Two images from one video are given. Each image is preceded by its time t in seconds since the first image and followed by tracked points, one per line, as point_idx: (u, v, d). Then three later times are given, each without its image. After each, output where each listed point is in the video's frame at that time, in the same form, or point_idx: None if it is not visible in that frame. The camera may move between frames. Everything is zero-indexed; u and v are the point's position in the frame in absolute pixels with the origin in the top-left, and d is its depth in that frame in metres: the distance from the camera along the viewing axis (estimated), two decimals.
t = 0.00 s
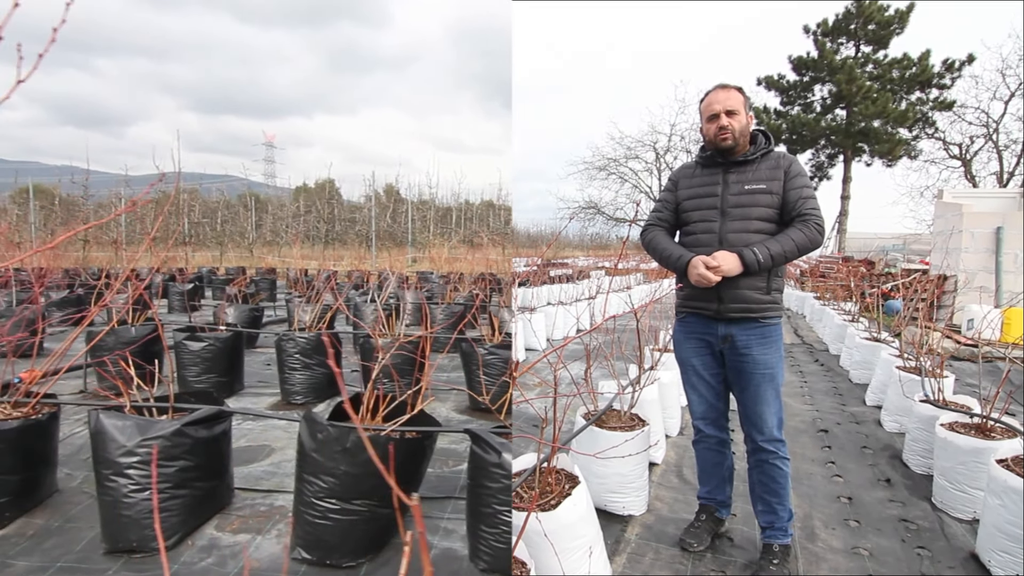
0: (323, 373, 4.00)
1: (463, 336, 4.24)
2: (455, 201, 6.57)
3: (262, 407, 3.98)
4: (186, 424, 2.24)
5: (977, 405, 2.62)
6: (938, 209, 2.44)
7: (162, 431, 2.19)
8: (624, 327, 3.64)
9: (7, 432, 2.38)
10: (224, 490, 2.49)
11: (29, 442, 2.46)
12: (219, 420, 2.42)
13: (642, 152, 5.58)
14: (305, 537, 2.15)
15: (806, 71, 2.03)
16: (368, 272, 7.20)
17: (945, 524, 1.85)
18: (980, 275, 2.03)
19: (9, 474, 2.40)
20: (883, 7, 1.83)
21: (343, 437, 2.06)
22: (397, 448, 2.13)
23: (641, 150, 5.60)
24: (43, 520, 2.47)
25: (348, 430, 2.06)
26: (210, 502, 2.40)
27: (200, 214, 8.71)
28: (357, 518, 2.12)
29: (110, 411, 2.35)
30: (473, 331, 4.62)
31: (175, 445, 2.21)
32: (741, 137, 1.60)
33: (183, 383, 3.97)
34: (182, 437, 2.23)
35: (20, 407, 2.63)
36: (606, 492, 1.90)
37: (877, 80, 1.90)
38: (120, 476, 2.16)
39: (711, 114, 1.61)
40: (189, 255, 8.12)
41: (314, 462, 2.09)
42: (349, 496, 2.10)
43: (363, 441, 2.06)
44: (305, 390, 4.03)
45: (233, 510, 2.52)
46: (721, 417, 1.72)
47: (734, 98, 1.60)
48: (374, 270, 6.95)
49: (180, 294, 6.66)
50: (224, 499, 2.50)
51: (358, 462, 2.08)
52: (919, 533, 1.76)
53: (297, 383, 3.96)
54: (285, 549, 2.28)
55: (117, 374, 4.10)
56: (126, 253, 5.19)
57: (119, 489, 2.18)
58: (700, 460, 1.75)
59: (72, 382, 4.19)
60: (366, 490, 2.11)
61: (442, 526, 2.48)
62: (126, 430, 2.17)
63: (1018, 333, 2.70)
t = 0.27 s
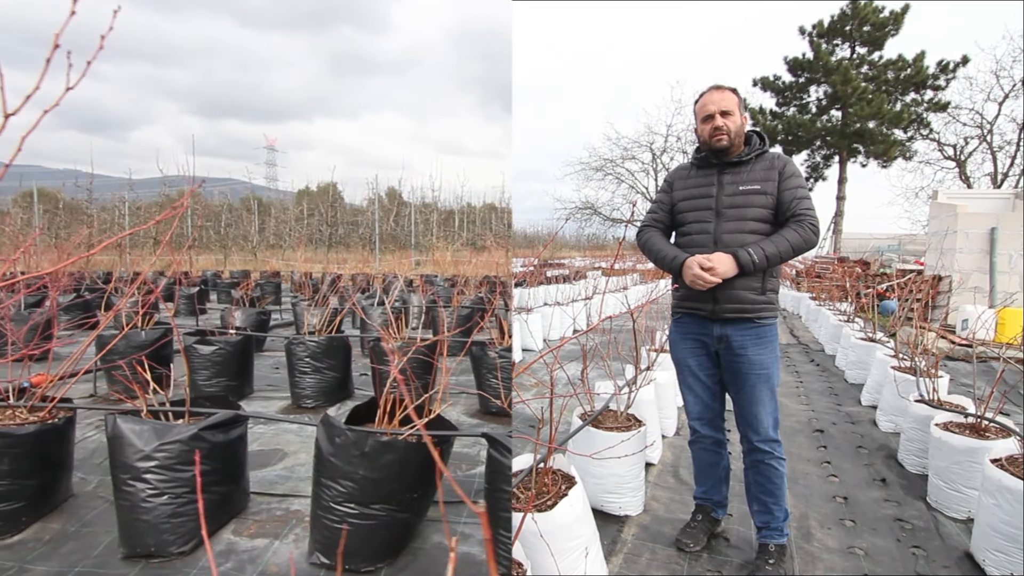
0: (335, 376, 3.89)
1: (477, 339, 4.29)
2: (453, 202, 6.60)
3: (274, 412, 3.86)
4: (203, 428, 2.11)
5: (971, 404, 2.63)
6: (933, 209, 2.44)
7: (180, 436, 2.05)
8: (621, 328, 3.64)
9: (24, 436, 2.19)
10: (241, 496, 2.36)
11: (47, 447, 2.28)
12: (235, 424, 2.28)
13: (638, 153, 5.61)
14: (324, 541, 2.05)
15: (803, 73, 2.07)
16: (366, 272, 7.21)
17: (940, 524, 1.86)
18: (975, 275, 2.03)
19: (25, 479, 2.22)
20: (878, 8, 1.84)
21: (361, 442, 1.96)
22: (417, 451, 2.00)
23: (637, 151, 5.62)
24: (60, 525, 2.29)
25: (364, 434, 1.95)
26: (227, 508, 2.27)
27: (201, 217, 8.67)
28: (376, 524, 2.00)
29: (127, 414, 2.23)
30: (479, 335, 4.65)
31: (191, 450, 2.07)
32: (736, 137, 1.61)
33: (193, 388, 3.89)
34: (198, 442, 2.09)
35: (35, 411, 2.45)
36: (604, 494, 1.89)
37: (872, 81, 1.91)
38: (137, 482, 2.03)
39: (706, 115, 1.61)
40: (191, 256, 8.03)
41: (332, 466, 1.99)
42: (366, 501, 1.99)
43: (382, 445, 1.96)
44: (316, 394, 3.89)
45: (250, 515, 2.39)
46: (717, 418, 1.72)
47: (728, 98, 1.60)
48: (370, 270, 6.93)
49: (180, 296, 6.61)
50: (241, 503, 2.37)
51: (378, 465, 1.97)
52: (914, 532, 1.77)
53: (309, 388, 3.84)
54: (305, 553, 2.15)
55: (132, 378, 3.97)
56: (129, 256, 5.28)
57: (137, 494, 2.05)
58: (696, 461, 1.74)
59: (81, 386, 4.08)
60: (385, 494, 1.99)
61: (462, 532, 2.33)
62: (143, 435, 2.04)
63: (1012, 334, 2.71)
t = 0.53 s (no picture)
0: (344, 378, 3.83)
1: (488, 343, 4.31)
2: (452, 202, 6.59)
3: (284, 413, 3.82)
4: (220, 430, 2.03)
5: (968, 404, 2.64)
6: (930, 209, 2.45)
7: (196, 438, 1.99)
8: (619, 328, 3.64)
9: (40, 439, 2.12)
10: (258, 498, 2.27)
11: (63, 450, 2.21)
12: (252, 426, 2.20)
13: (636, 153, 5.64)
14: (343, 544, 1.95)
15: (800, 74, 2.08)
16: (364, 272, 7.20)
17: (936, 523, 1.87)
18: (971, 275, 2.04)
19: (41, 482, 2.14)
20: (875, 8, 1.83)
21: (379, 444, 1.87)
22: (435, 454, 1.90)
23: (635, 151, 5.63)
24: (74, 527, 2.22)
25: (382, 437, 1.86)
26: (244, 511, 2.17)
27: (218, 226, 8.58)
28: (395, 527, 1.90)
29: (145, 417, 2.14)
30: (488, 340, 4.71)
31: (208, 452, 2.00)
32: (734, 137, 1.61)
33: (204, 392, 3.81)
34: (215, 444, 2.01)
35: (51, 413, 2.37)
36: (601, 493, 1.89)
37: (870, 81, 1.91)
38: (154, 484, 1.96)
39: (704, 115, 1.61)
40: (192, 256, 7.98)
41: (349, 468, 1.89)
42: (385, 504, 1.89)
43: (400, 447, 1.86)
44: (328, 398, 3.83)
45: (266, 518, 2.31)
46: (715, 417, 1.72)
47: (726, 98, 1.59)
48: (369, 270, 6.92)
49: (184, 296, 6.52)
50: (257, 507, 2.27)
51: (396, 468, 1.86)
52: (911, 532, 1.78)
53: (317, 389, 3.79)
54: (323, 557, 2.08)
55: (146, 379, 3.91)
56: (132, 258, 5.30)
57: (154, 496, 1.98)
58: (693, 460, 1.74)
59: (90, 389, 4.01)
60: (404, 497, 1.89)
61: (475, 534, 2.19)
62: (160, 438, 1.98)
63: (1007, 334, 2.72)
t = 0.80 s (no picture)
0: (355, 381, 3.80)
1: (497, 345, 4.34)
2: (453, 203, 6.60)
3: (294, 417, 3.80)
4: (241, 434, 1.92)
5: (967, 406, 2.64)
6: (930, 212, 2.45)
7: (219, 441, 1.88)
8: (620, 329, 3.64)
9: (60, 443, 1.98)
10: (276, 504, 2.16)
11: (84, 455, 2.07)
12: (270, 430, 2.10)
13: (636, 155, 5.63)
14: (362, 550, 1.85)
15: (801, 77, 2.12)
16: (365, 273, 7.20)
17: (935, 526, 1.87)
18: (971, 277, 2.04)
19: (60, 487, 2.01)
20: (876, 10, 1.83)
21: (402, 448, 1.76)
22: (461, 458, 1.80)
23: (636, 153, 5.64)
24: (93, 532, 2.09)
25: (406, 441, 1.76)
26: (262, 516, 2.06)
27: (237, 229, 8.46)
28: (418, 532, 1.81)
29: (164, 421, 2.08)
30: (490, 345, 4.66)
31: (229, 456, 1.89)
32: (735, 139, 1.61)
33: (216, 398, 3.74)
34: (236, 448, 1.91)
35: (69, 417, 2.25)
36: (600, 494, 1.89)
37: (869, 84, 1.91)
38: (176, 489, 1.84)
39: (705, 116, 1.61)
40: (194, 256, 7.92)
41: (371, 472, 1.79)
42: (410, 509, 1.79)
43: (423, 452, 1.76)
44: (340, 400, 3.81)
45: (284, 524, 2.16)
46: (714, 419, 1.72)
47: (727, 100, 1.60)
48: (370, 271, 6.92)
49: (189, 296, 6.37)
50: (276, 512, 2.16)
51: (419, 473, 1.76)
52: (910, 534, 1.78)
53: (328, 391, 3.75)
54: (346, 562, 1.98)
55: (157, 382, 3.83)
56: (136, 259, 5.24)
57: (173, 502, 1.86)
58: (693, 462, 1.74)
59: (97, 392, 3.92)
60: (428, 502, 1.79)
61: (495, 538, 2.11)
62: (181, 441, 1.86)
63: (1005, 336, 2.72)
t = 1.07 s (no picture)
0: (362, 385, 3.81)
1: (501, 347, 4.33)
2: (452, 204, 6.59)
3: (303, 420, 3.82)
4: (256, 439, 1.92)
5: (965, 407, 2.64)
6: (928, 213, 2.45)
7: (234, 447, 1.87)
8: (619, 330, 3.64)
9: (74, 448, 1.98)
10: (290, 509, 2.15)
11: (97, 460, 2.07)
12: (285, 435, 2.09)
13: (635, 156, 5.64)
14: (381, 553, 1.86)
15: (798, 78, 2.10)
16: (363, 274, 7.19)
17: (934, 526, 1.87)
18: (969, 278, 2.04)
19: (73, 492, 2.01)
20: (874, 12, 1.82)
21: (420, 453, 1.76)
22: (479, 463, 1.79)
23: (634, 154, 5.65)
24: (106, 537, 2.09)
25: (424, 445, 1.76)
26: (275, 522, 2.06)
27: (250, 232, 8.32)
28: (435, 537, 1.80)
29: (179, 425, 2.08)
30: (496, 348, 4.73)
31: (243, 461, 1.89)
32: (734, 140, 1.62)
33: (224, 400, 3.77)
34: (251, 453, 1.90)
35: (82, 421, 2.24)
36: (600, 495, 1.89)
37: (867, 85, 1.91)
38: (190, 494, 1.83)
39: (704, 118, 1.62)
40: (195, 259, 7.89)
41: (388, 476, 1.80)
42: (427, 513, 1.79)
43: (441, 456, 1.76)
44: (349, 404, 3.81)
45: (298, 528, 2.19)
46: (713, 420, 1.72)
47: (726, 101, 1.60)
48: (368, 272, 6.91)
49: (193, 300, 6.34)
50: (290, 516, 2.15)
51: (436, 477, 1.77)
52: (909, 534, 1.78)
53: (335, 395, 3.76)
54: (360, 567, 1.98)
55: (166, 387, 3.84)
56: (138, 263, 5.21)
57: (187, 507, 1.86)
58: (692, 463, 1.74)
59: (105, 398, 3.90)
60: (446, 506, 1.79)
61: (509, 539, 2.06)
62: (196, 446, 1.85)
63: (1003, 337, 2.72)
